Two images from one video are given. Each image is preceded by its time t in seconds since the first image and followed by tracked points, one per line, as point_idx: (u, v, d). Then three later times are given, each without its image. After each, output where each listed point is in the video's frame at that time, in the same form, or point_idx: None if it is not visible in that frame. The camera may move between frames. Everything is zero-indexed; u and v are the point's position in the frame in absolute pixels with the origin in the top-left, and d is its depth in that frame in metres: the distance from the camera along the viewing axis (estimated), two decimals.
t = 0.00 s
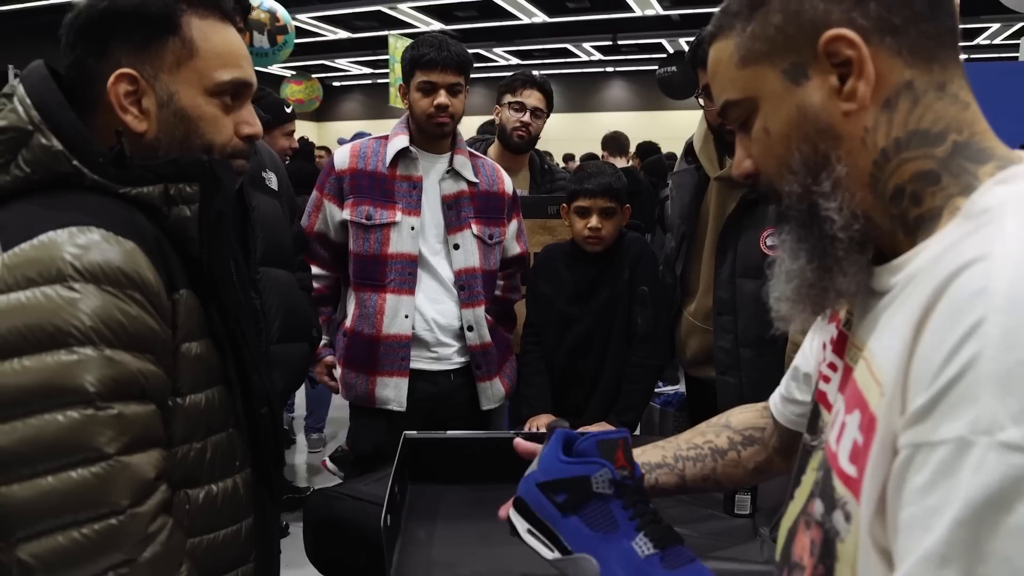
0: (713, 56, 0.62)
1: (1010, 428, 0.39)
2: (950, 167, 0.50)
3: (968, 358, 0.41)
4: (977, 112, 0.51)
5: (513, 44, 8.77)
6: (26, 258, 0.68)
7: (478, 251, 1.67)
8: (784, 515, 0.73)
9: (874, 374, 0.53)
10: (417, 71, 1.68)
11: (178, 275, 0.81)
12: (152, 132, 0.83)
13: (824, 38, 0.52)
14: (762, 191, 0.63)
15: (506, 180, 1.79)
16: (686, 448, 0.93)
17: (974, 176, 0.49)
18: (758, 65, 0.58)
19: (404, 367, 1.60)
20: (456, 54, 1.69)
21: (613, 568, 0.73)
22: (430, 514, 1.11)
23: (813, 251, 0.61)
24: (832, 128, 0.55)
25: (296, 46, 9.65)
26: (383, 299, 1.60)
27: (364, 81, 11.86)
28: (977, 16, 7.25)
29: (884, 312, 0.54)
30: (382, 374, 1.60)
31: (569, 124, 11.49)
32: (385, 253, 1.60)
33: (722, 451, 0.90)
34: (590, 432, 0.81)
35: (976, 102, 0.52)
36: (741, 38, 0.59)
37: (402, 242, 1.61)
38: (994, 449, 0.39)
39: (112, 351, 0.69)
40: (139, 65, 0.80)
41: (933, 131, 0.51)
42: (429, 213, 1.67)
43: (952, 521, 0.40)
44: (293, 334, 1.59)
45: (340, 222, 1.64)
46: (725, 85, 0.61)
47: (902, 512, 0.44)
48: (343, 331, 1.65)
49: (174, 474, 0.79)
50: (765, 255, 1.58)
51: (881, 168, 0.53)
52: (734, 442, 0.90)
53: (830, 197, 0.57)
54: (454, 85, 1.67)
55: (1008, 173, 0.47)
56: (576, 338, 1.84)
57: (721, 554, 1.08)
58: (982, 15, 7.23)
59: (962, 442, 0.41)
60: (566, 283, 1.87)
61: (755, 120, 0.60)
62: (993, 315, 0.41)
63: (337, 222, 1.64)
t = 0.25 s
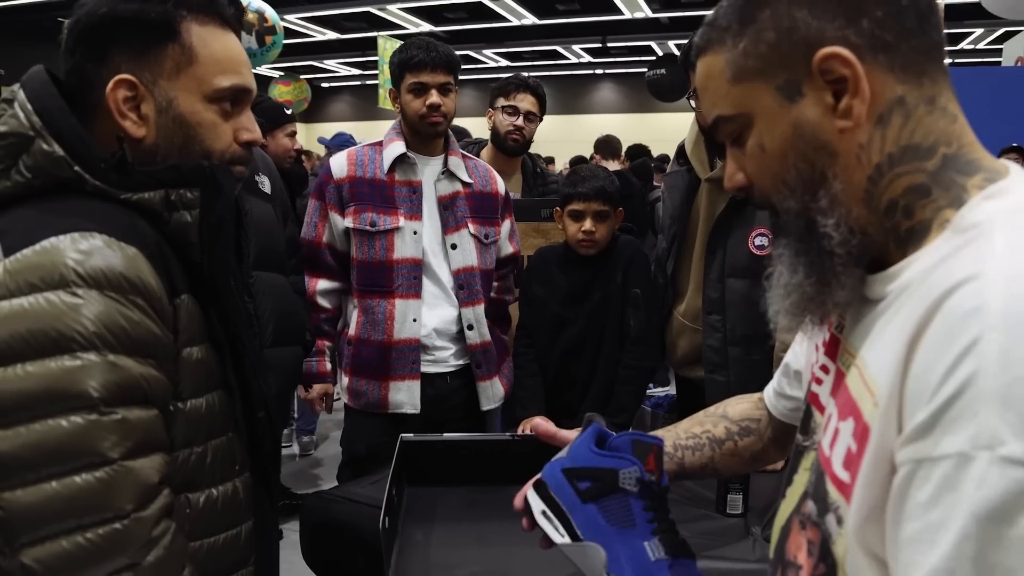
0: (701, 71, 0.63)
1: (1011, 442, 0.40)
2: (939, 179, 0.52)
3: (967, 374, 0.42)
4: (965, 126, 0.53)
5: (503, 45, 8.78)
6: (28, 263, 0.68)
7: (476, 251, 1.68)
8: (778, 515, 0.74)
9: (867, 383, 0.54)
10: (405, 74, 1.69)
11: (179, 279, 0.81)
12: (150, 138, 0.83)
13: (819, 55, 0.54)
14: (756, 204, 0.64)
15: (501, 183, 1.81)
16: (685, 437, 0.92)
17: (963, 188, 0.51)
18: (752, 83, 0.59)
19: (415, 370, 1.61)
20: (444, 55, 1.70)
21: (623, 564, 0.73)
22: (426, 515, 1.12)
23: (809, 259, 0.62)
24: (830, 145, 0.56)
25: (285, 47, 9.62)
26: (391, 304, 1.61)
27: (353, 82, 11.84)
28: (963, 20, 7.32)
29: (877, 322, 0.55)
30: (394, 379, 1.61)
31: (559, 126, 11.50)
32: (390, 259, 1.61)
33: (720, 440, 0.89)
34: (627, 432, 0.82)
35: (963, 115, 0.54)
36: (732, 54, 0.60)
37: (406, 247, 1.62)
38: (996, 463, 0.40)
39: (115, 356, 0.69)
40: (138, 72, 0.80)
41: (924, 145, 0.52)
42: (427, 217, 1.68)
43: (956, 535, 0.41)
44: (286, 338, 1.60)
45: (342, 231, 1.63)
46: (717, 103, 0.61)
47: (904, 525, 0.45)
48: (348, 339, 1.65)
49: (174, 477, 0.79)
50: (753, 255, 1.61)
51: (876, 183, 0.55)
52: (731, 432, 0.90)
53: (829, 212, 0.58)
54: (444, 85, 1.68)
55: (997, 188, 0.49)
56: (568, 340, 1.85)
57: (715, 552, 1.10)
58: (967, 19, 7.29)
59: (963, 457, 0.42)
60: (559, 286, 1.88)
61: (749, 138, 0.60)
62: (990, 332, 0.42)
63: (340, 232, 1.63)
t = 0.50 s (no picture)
0: (691, 77, 0.64)
1: (994, 439, 0.41)
2: (930, 186, 0.53)
3: (953, 372, 0.43)
4: (955, 132, 0.54)
5: (490, 46, 8.78)
6: (26, 267, 0.68)
7: (467, 252, 1.69)
8: (768, 513, 0.76)
9: (856, 383, 0.55)
10: (389, 75, 1.70)
11: (177, 283, 0.82)
12: (147, 142, 0.83)
13: (814, 66, 0.55)
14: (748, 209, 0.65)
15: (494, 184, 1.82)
16: (682, 416, 0.95)
17: (952, 194, 0.52)
18: (747, 91, 0.60)
19: (412, 371, 1.62)
20: (429, 54, 1.71)
21: (630, 541, 0.73)
22: (420, 516, 1.13)
23: (800, 266, 0.64)
24: (824, 155, 0.57)
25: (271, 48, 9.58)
26: (386, 305, 1.62)
27: (340, 82, 11.81)
28: (946, 23, 7.38)
29: (867, 324, 0.56)
30: (391, 380, 1.62)
31: (546, 127, 11.52)
32: (385, 261, 1.62)
33: (715, 421, 0.92)
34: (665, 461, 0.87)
35: (953, 122, 0.55)
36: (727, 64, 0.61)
37: (399, 248, 1.63)
38: (978, 459, 0.41)
39: (114, 359, 0.70)
40: (135, 76, 0.81)
41: (917, 152, 0.54)
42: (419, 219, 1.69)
43: (935, 527, 0.42)
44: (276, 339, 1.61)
45: (336, 233, 1.63)
46: (710, 109, 0.62)
47: (884, 521, 0.46)
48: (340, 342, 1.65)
49: (172, 479, 0.80)
50: (740, 254, 1.62)
51: (869, 191, 0.56)
52: (726, 414, 0.91)
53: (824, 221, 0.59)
54: (430, 85, 1.69)
55: (985, 194, 0.50)
56: (559, 341, 1.86)
57: (706, 551, 1.11)
58: (951, 23, 7.36)
59: (946, 451, 0.42)
60: (549, 287, 1.90)
61: (744, 146, 0.61)
62: (978, 333, 0.43)
63: (333, 234, 1.63)
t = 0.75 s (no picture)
0: (681, 91, 0.65)
1: (975, 441, 0.41)
2: (919, 192, 0.55)
3: (937, 375, 0.44)
4: (941, 137, 0.56)
5: (477, 45, 8.78)
6: (23, 267, 0.69)
7: (461, 251, 1.70)
8: (758, 507, 0.77)
9: (844, 382, 0.56)
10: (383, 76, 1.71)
11: (174, 283, 0.82)
12: (141, 141, 0.83)
13: (810, 80, 0.56)
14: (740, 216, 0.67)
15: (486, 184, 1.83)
16: (691, 392, 0.97)
17: (940, 197, 0.53)
18: (741, 106, 0.61)
19: (409, 370, 1.64)
20: (420, 54, 1.72)
21: (651, 513, 0.75)
22: (414, 512, 1.14)
23: (794, 268, 0.65)
24: (820, 168, 0.58)
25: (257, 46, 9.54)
26: (384, 304, 1.63)
27: (327, 81, 11.78)
28: (932, 24, 7.44)
29: (857, 323, 0.57)
30: (389, 378, 1.63)
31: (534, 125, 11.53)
32: (382, 260, 1.63)
33: (722, 399, 0.94)
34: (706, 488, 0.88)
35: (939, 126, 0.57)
36: (719, 79, 0.62)
37: (396, 248, 1.64)
38: (959, 461, 0.41)
39: (113, 357, 0.70)
40: (130, 75, 0.81)
41: (908, 160, 0.55)
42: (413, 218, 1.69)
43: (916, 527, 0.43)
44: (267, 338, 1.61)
45: (334, 233, 1.64)
46: (704, 122, 0.63)
47: (864, 519, 0.47)
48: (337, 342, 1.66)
49: (171, 477, 0.81)
50: (728, 251, 1.63)
51: (864, 200, 0.57)
52: (734, 392, 0.94)
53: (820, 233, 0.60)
54: (422, 84, 1.69)
55: (973, 197, 0.51)
56: (549, 340, 1.87)
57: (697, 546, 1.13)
58: (936, 24, 7.43)
59: (928, 452, 0.43)
60: (540, 287, 1.91)
61: (738, 159, 0.62)
62: (962, 337, 0.43)
63: (332, 233, 1.63)
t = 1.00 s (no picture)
0: (677, 95, 0.65)
1: (963, 440, 0.42)
2: (919, 196, 0.56)
3: (929, 374, 0.45)
4: (941, 140, 0.57)
5: (466, 43, 8.77)
6: (24, 266, 0.69)
7: (455, 250, 1.71)
8: (753, 501, 0.78)
9: (840, 381, 0.57)
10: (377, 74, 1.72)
11: (173, 281, 0.83)
12: (140, 139, 0.83)
13: (809, 91, 0.56)
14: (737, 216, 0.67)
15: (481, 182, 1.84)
16: (698, 376, 0.98)
17: (938, 201, 0.55)
18: (739, 114, 0.61)
19: (403, 367, 1.64)
20: (414, 53, 1.72)
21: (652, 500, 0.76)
22: (410, 508, 1.15)
23: (795, 269, 0.65)
24: (818, 177, 0.59)
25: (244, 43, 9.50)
26: (378, 302, 1.64)
27: (315, 79, 11.75)
28: (918, 23, 7.49)
29: (854, 322, 0.58)
30: (382, 376, 1.64)
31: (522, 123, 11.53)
32: (376, 258, 1.64)
33: (728, 386, 0.95)
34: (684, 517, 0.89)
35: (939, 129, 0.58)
36: (717, 88, 0.62)
37: (391, 246, 1.65)
38: (947, 459, 0.42)
39: (113, 356, 0.71)
40: (129, 74, 0.81)
41: (904, 166, 0.56)
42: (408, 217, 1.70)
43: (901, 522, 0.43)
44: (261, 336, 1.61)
45: (329, 230, 1.64)
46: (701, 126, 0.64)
47: (847, 512, 0.47)
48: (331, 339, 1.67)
49: (170, 474, 0.81)
50: (718, 249, 1.65)
51: (860, 207, 0.58)
52: (739, 381, 0.95)
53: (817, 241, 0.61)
54: (417, 83, 1.71)
55: (971, 200, 0.53)
56: (542, 338, 1.88)
57: (690, 541, 1.14)
58: (922, 23, 7.48)
59: (916, 450, 0.43)
60: (532, 285, 1.92)
61: (736, 163, 0.63)
62: (957, 339, 0.44)
63: (326, 231, 1.63)
